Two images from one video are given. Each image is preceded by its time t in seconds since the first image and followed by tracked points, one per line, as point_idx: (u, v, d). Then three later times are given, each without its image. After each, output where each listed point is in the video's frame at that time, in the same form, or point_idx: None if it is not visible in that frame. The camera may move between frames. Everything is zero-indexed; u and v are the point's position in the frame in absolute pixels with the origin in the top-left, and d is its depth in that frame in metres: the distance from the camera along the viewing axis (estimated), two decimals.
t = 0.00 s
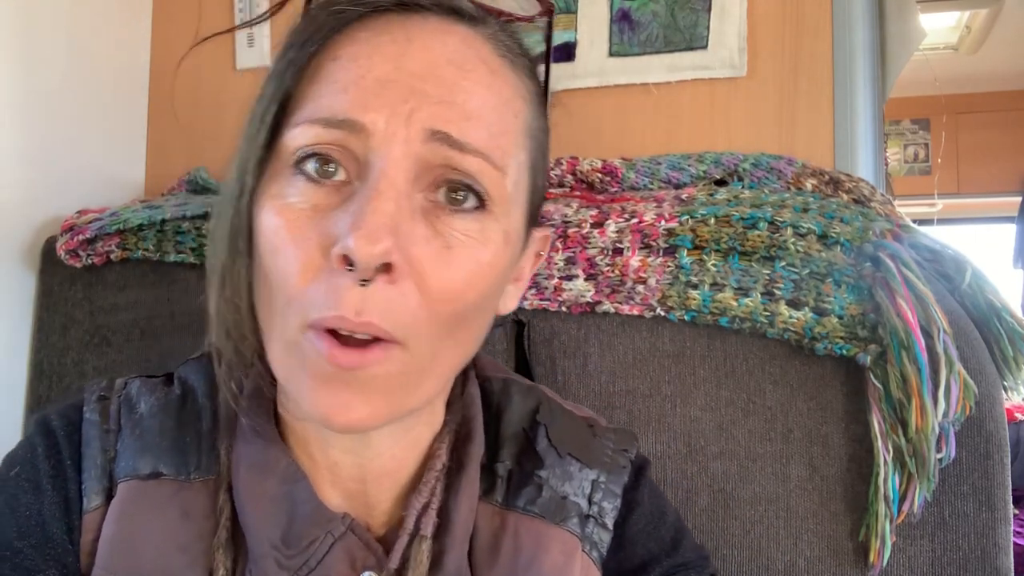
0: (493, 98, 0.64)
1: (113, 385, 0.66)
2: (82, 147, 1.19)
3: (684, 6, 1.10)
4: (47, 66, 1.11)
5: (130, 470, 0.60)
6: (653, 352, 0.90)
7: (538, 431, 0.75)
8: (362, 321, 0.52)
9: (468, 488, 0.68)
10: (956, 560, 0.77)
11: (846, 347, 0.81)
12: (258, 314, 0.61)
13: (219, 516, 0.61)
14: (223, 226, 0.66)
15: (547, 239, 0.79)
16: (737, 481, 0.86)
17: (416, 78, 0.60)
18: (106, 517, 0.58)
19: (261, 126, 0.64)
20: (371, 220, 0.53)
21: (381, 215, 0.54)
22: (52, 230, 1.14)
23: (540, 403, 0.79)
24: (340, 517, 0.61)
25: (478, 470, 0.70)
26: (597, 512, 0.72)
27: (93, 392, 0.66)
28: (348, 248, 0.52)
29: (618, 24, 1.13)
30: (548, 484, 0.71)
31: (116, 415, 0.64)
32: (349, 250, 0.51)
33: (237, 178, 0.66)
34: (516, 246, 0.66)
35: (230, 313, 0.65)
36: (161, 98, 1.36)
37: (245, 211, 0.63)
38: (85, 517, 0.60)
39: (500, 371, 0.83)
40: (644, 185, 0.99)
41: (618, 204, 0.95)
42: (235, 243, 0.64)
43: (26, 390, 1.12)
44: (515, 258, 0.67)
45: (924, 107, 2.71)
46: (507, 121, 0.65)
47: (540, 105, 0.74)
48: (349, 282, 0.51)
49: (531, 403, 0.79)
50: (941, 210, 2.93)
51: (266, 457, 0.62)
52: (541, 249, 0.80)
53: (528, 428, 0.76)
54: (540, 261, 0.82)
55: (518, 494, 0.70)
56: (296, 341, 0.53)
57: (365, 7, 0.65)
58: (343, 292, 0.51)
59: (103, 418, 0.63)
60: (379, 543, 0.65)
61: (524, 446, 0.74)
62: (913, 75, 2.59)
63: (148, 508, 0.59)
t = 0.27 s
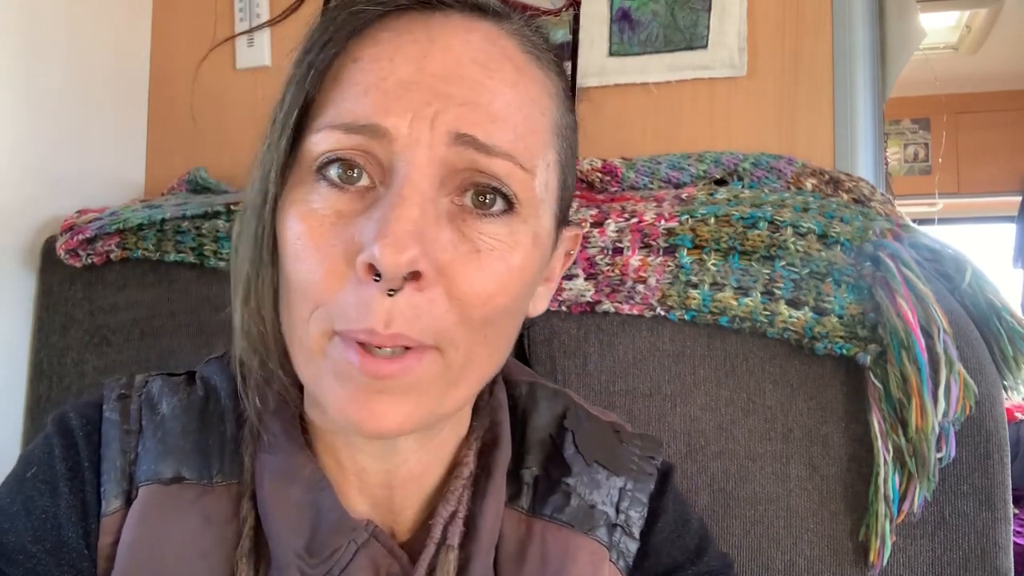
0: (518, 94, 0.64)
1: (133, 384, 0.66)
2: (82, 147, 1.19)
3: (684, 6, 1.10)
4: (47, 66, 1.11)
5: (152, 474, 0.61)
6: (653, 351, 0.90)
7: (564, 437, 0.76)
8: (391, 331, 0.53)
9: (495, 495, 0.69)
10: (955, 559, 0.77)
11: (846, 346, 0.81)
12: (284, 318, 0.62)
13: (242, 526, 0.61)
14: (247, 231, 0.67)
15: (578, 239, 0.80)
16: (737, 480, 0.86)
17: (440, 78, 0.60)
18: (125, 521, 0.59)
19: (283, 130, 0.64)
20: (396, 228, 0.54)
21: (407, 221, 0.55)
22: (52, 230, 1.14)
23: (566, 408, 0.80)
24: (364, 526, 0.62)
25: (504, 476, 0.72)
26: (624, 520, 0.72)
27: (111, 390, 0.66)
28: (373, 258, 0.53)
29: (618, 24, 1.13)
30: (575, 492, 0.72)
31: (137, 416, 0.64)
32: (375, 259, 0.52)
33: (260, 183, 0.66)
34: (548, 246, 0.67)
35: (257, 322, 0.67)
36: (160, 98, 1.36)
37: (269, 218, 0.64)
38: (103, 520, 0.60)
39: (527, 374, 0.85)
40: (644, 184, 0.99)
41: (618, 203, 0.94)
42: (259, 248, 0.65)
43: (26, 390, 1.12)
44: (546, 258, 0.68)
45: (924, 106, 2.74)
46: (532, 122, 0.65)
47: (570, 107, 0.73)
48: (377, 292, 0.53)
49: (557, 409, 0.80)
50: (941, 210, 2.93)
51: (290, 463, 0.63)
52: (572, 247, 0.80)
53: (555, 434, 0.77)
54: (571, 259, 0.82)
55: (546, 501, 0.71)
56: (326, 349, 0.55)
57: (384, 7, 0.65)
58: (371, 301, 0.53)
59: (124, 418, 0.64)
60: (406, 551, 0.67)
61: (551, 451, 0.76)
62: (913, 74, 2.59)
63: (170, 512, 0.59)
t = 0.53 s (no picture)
0: (534, 104, 0.64)
1: (144, 386, 0.67)
2: (82, 148, 1.19)
3: (684, 6, 1.10)
4: (47, 67, 1.12)
5: (163, 480, 0.62)
6: (653, 352, 0.90)
7: (576, 442, 0.77)
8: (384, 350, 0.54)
9: (507, 502, 0.70)
10: (956, 560, 0.77)
11: (846, 347, 0.81)
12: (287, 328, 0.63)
13: (253, 529, 0.63)
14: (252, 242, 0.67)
15: (597, 253, 0.80)
16: (737, 481, 0.86)
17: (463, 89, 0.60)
18: (137, 526, 0.60)
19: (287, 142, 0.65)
20: (387, 247, 0.54)
21: (403, 241, 0.55)
22: (52, 230, 1.14)
23: (578, 413, 0.81)
24: (372, 533, 0.63)
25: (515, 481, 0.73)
26: (634, 525, 0.73)
27: (122, 393, 0.66)
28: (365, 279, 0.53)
29: (618, 24, 1.13)
30: (587, 498, 0.72)
31: (147, 420, 0.65)
32: (365, 279, 0.53)
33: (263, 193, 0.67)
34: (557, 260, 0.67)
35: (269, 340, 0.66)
36: (160, 99, 1.36)
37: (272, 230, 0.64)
38: (113, 526, 0.60)
39: (539, 379, 0.86)
40: (644, 185, 0.99)
41: (618, 204, 0.94)
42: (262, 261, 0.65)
43: (25, 391, 1.11)
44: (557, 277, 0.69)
45: (924, 106, 2.70)
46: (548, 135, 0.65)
47: (584, 120, 0.73)
48: (370, 312, 0.53)
49: (568, 414, 0.80)
50: (941, 210, 2.93)
51: (298, 470, 0.64)
52: (592, 262, 0.80)
53: (566, 439, 0.77)
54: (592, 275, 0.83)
55: (557, 506, 0.72)
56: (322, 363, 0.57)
57: (388, 21, 0.65)
58: (364, 320, 0.54)
59: (134, 422, 0.64)
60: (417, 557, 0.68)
61: (562, 456, 0.76)
62: (913, 75, 2.59)
63: (181, 517, 0.60)
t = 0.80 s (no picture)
0: (536, 112, 0.65)
1: (149, 394, 0.68)
2: (82, 148, 1.19)
3: (684, 6, 1.10)
4: (46, 67, 1.11)
5: (169, 484, 0.62)
6: (653, 352, 0.90)
7: (577, 444, 0.77)
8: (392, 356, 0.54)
9: (507, 503, 0.70)
10: (956, 560, 0.77)
11: (846, 347, 0.81)
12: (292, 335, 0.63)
13: (257, 532, 0.63)
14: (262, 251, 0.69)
15: (593, 255, 0.80)
16: (737, 481, 0.86)
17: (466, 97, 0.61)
18: (144, 530, 0.60)
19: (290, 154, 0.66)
20: (393, 255, 0.54)
21: (409, 249, 0.55)
22: (51, 230, 1.14)
23: (579, 415, 0.81)
24: (375, 534, 0.63)
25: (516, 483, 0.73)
26: (635, 526, 0.73)
27: (128, 400, 0.67)
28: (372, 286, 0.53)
29: (618, 24, 1.13)
30: (587, 499, 0.72)
31: (152, 426, 0.65)
32: (373, 287, 0.53)
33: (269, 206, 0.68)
34: (556, 270, 0.67)
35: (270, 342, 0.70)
36: (160, 99, 1.36)
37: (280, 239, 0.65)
38: (121, 530, 0.61)
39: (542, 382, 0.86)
40: (644, 185, 0.99)
41: (618, 203, 0.94)
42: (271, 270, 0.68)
43: (26, 390, 1.12)
44: (555, 282, 0.68)
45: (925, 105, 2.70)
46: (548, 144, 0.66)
47: (582, 124, 0.73)
48: (376, 320, 0.54)
49: (569, 416, 0.80)
50: (941, 210, 2.93)
51: (302, 475, 0.64)
52: (587, 265, 0.81)
53: (567, 441, 0.78)
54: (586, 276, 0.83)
55: (558, 508, 0.72)
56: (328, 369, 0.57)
57: (388, 32, 0.66)
58: (371, 327, 0.54)
59: (139, 429, 0.65)
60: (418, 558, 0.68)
61: (563, 458, 0.76)
62: (914, 74, 2.59)
63: (187, 520, 0.60)
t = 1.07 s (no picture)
0: (559, 121, 0.67)
1: (152, 400, 0.68)
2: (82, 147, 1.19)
3: (684, 6, 1.10)
4: (46, 67, 1.11)
5: (176, 489, 0.62)
6: (653, 352, 0.90)
7: (573, 441, 0.77)
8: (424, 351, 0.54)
9: (507, 499, 0.70)
10: (956, 560, 0.77)
11: (846, 347, 0.81)
12: (313, 337, 0.62)
13: (263, 537, 0.63)
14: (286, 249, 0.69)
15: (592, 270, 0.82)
16: (737, 480, 0.86)
17: (481, 112, 0.62)
18: (152, 534, 0.61)
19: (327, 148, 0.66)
20: (430, 252, 0.55)
21: (442, 243, 0.56)
22: (52, 230, 1.14)
23: (575, 412, 0.81)
24: (378, 531, 0.63)
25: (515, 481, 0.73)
26: (630, 520, 0.74)
27: (130, 408, 0.67)
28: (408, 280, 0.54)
29: (618, 24, 1.13)
30: (583, 493, 0.73)
31: (156, 432, 0.66)
32: (410, 280, 0.53)
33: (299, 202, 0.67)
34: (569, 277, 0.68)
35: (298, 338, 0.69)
36: (160, 99, 1.36)
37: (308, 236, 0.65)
38: (128, 535, 0.61)
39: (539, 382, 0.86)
40: (644, 185, 0.99)
41: (618, 204, 0.94)
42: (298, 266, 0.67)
43: (26, 391, 1.11)
44: (568, 286, 0.69)
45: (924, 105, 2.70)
46: (565, 155, 0.66)
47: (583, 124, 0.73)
48: (411, 313, 0.53)
49: (564, 414, 0.80)
50: (941, 210, 2.93)
51: (309, 475, 0.64)
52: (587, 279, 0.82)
53: (563, 438, 0.78)
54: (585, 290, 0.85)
55: (555, 503, 0.72)
56: (357, 369, 0.56)
57: (429, 36, 0.67)
58: (404, 321, 0.53)
59: (143, 435, 0.65)
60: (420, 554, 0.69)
61: (560, 455, 0.77)
62: (913, 74, 2.59)
63: (193, 524, 0.61)
